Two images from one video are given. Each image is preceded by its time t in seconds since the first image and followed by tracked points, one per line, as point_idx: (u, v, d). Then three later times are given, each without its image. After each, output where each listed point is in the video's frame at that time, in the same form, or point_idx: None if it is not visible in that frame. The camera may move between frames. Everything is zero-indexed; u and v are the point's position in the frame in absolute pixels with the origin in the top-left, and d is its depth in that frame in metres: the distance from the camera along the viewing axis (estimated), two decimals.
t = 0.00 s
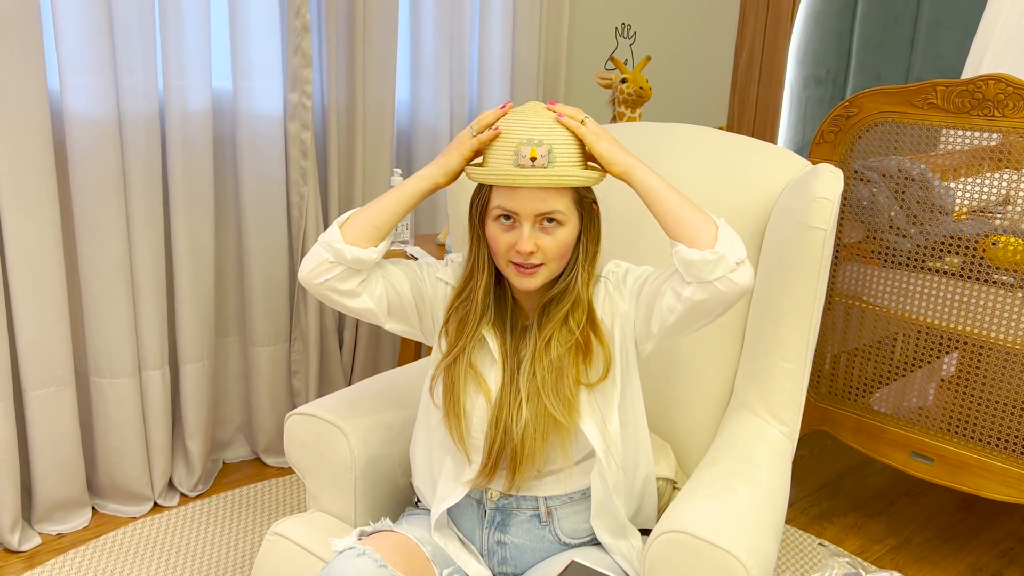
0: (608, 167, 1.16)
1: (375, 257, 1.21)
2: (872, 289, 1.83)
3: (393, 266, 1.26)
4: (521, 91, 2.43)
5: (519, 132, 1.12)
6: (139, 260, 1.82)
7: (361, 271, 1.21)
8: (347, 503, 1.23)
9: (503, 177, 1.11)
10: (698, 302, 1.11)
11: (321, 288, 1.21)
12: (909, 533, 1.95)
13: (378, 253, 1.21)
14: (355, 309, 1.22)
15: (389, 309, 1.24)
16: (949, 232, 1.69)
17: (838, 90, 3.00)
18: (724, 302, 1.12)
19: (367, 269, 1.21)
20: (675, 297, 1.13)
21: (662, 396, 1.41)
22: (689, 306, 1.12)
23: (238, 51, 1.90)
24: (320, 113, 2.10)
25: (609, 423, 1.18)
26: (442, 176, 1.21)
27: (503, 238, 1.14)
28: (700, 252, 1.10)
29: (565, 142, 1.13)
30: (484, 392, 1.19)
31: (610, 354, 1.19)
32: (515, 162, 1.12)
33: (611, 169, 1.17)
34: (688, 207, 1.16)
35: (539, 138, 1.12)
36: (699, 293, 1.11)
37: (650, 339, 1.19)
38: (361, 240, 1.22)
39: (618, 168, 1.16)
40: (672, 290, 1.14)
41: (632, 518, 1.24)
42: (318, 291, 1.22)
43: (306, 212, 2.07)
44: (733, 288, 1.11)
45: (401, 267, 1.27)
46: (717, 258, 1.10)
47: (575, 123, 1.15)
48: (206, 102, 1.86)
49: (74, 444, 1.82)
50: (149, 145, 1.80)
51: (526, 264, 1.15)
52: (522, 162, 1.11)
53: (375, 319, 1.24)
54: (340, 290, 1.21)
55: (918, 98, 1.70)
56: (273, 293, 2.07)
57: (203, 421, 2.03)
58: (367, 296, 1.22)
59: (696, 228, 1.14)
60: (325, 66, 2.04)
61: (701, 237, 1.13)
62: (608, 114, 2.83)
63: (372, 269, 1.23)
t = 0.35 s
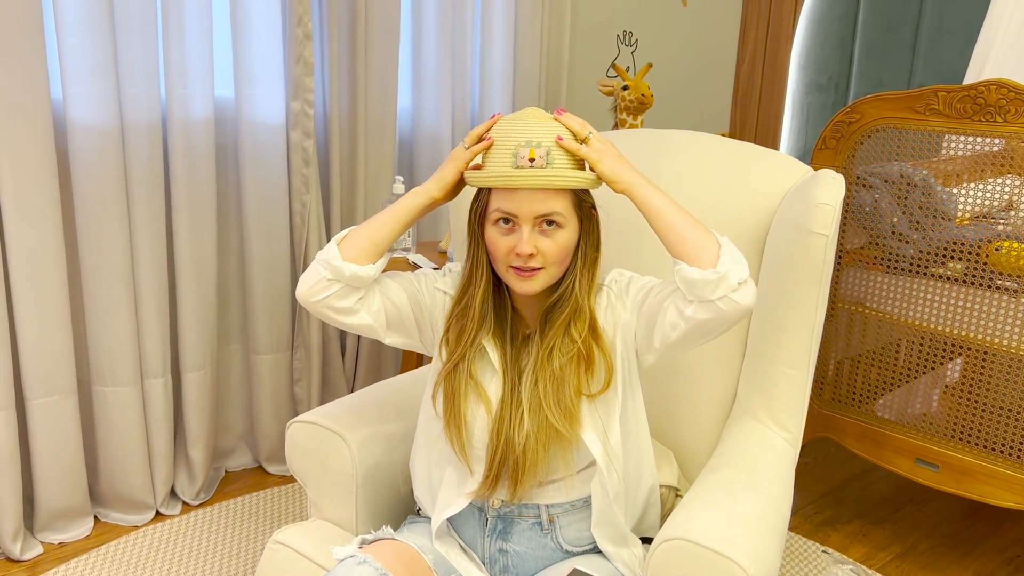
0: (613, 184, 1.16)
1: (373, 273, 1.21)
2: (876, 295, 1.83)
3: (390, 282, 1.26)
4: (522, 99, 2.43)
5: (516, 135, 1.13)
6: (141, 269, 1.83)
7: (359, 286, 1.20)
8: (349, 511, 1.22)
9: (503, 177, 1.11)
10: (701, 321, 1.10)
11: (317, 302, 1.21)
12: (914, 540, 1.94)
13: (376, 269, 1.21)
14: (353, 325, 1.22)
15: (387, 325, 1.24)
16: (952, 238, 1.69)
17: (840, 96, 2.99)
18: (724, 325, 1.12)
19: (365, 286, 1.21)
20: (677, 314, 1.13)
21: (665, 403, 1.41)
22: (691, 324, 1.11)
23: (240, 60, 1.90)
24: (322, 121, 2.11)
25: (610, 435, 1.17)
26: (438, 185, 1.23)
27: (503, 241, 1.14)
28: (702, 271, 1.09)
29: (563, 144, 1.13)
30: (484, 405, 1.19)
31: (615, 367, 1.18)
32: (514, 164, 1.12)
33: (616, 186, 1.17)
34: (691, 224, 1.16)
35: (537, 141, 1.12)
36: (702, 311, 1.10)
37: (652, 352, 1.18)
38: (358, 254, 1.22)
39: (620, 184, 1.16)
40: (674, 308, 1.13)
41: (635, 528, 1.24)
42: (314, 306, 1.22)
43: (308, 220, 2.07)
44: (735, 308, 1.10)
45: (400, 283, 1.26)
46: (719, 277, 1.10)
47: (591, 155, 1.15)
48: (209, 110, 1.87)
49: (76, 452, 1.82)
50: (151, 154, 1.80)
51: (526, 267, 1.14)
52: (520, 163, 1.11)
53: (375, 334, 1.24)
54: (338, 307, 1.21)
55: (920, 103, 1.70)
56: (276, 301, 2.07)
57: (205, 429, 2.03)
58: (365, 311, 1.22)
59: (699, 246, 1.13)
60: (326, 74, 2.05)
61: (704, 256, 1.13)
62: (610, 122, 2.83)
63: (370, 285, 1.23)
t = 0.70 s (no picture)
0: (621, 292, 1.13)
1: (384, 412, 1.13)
2: (878, 316, 1.82)
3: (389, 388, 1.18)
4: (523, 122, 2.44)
5: (506, 155, 1.12)
6: (141, 292, 1.83)
7: (381, 369, 1.14)
8: (348, 536, 1.21)
9: (494, 201, 1.11)
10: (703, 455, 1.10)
11: (341, 415, 1.10)
12: (920, 564, 1.92)
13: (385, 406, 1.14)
14: (380, 422, 1.13)
15: (401, 389, 1.19)
16: (954, 259, 1.68)
17: (840, 117, 2.99)
18: (725, 463, 1.10)
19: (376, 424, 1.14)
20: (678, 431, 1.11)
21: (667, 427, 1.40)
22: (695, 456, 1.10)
23: (242, 85, 1.91)
24: (323, 144, 2.11)
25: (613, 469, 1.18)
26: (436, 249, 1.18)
27: (495, 261, 1.14)
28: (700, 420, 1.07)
29: (553, 163, 1.13)
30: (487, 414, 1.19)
31: (639, 408, 1.18)
32: (504, 185, 1.12)
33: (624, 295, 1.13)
34: (692, 360, 1.10)
35: (527, 162, 1.12)
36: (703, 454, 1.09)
37: (653, 396, 1.18)
38: (382, 346, 1.14)
39: (633, 307, 1.12)
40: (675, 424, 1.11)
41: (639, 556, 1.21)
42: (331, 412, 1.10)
43: (309, 243, 2.07)
44: (738, 452, 1.09)
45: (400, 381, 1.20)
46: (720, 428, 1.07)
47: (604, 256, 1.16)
48: (210, 134, 1.87)
49: (74, 477, 1.81)
50: (152, 178, 1.81)
51: (520, 286, 1.14)
52: (510, 185, 1.11)
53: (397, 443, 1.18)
54: (359, 457, 1.13)
55: (919, 124, 1.70)
56: (276, 324, 2.07)
57: (205, 453, 2.02)
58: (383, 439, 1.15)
59: (700, 385, 1.09)
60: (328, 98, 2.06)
61: (705, 392, 1.09)
62: (611, 144, 2.84)
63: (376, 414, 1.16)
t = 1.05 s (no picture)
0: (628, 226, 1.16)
1: (361, 338, 1.16)
2: (875, 315, 1.82)
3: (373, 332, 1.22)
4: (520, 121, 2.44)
5: (506, 154, 1.12)
6: (139, 291, 1.82)
7: (363, 296, 1.18)
8: (346, 534, 1.21)
9: (495, 200, 1.11)
10: (718, 378, 1.09)
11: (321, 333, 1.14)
12: (917, 562, 1.92)
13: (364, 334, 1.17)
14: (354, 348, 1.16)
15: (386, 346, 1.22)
16: (951, 258, 1.69)
17: (837, 118, 2.99)
18: (739, 380, 1.09)
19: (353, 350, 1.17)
20: (691, 364, 1.11)
21: (668, 423, 1.41)
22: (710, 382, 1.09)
23: (240, 84, 1.91)
24: (321, 143, 2.11)
25: (611, 466, 1.19)
26: (431, 183, 1.21)
27: (495, 261, 1.14)
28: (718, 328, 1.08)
29: (553, 161, 1.12)
30: (488, 407, 1.20)
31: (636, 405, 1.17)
32: (504, 185, 1.11)
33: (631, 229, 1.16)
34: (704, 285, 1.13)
35: (527, 160, 1.11)
36: (718, 370, 1.09)
37: (663, 391, 1.16)
38: (371, 273, 1.19)
39: (637, 233, 1.16)
40: (689, 358, 1.11)
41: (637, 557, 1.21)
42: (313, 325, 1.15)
43: (307, 242, 2.07)
44: (752, 366, 1.09)
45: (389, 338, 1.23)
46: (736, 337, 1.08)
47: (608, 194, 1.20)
48: (207, 133, 1.87)
49: (71, 476, 1.81)
50: (149, 177, 1.80)
51: (518, 286, 1.14)
52: (510, 184, 1.11)
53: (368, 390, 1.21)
54: (324, 374, 1.16)
55: (917, 123, 1.71)
56: (274, 323, 2.07)
57: (202, 451, 2.01)
58: (355, 373, 1.18)
59: (714, 308, 1.10)
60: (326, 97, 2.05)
61: (719, 315, 1.10)
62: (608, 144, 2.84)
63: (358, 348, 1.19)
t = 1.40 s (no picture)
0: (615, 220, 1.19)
1: (355, 320, 1.19)
2: (872, 314, 1.82)
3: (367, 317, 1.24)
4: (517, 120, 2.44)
5: (507, 142, 1.13)
6: (134, 288, 1.82)
7: (358, 278, 1.20)
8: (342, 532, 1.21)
9: (495, 185, 1.11)
10: (712, 352, 1.09)
11: (316, 311, 1.17)
12: (913, 560, 1.93)
13: (357, 315, 1.19)
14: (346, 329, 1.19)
15: (381, 335, 1.23)
16: (948, 256, 1.69)
17: (834, 117, 3.01)
18: (734, 351, 1.09)
19: (347, 332, 1.19)
20: (684, 340, 1.12)
21: (666, 421, 1.41)
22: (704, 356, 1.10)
23: (236, 81, 1.91)
24: (317, 140, 2.11)
25: (609, 459, 1.19)
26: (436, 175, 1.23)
27: (494, 249, 1.14)
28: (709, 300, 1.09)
29: (553, 152, 1.14)
30: (486, 402, 1.21)
31: (634, 403, 1.17)
32: (505, 171, 1.12)
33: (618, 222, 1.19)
34: (692, 262, 1.15)
35: (528, 148, 1.12)
36: (712, 342, 1.09)
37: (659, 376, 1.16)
38: (369, 257, 1.21)
39: (623, 221, 1.18)
40: (682, 336, 1.12)
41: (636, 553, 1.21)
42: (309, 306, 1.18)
43: (303, 239, 2.07)
44: (746, 335, 1.09)
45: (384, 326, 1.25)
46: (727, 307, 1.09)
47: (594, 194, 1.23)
48: (203, 130, 1.87)
49: (67, 473, 1.80)
50: (145, 174, 1.80)
51: (517, 276, 1.14)
52: (512, 170, 1.11)
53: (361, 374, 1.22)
54: (318, 352, 1.19)
55: (914, 122, 1.71)
56: (270, 321, 2.06)
57: (198, 449, 2.01)
58: (348, 355, 1.20)
59: (702, 281, 1.12)
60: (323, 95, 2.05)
61: (707, 287, 1.12)
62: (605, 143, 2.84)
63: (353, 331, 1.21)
